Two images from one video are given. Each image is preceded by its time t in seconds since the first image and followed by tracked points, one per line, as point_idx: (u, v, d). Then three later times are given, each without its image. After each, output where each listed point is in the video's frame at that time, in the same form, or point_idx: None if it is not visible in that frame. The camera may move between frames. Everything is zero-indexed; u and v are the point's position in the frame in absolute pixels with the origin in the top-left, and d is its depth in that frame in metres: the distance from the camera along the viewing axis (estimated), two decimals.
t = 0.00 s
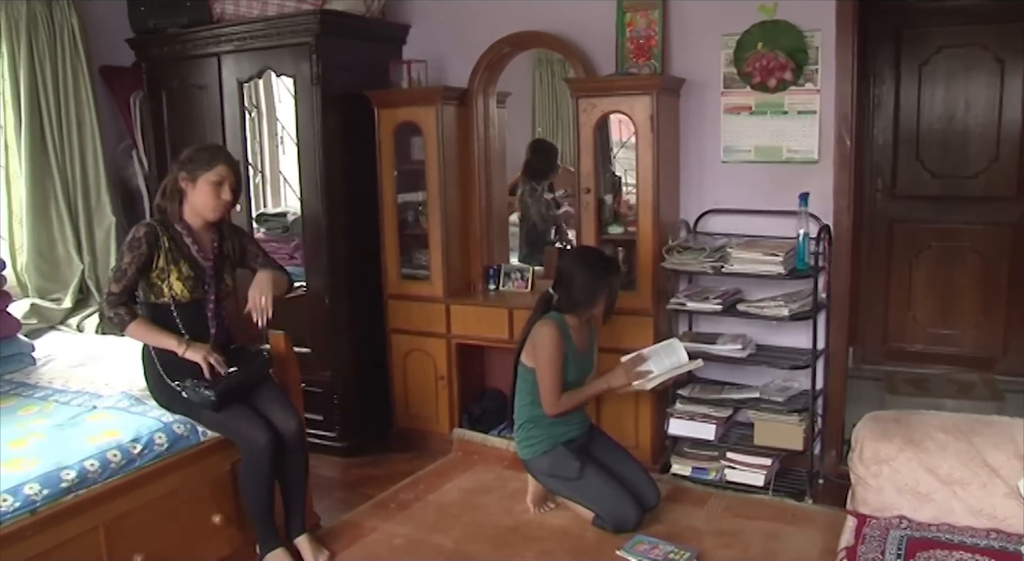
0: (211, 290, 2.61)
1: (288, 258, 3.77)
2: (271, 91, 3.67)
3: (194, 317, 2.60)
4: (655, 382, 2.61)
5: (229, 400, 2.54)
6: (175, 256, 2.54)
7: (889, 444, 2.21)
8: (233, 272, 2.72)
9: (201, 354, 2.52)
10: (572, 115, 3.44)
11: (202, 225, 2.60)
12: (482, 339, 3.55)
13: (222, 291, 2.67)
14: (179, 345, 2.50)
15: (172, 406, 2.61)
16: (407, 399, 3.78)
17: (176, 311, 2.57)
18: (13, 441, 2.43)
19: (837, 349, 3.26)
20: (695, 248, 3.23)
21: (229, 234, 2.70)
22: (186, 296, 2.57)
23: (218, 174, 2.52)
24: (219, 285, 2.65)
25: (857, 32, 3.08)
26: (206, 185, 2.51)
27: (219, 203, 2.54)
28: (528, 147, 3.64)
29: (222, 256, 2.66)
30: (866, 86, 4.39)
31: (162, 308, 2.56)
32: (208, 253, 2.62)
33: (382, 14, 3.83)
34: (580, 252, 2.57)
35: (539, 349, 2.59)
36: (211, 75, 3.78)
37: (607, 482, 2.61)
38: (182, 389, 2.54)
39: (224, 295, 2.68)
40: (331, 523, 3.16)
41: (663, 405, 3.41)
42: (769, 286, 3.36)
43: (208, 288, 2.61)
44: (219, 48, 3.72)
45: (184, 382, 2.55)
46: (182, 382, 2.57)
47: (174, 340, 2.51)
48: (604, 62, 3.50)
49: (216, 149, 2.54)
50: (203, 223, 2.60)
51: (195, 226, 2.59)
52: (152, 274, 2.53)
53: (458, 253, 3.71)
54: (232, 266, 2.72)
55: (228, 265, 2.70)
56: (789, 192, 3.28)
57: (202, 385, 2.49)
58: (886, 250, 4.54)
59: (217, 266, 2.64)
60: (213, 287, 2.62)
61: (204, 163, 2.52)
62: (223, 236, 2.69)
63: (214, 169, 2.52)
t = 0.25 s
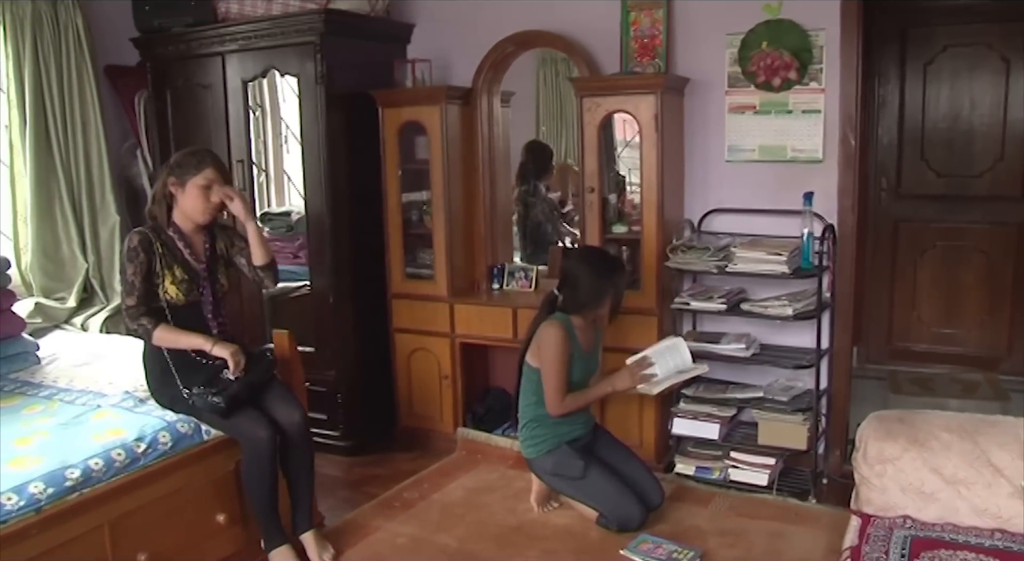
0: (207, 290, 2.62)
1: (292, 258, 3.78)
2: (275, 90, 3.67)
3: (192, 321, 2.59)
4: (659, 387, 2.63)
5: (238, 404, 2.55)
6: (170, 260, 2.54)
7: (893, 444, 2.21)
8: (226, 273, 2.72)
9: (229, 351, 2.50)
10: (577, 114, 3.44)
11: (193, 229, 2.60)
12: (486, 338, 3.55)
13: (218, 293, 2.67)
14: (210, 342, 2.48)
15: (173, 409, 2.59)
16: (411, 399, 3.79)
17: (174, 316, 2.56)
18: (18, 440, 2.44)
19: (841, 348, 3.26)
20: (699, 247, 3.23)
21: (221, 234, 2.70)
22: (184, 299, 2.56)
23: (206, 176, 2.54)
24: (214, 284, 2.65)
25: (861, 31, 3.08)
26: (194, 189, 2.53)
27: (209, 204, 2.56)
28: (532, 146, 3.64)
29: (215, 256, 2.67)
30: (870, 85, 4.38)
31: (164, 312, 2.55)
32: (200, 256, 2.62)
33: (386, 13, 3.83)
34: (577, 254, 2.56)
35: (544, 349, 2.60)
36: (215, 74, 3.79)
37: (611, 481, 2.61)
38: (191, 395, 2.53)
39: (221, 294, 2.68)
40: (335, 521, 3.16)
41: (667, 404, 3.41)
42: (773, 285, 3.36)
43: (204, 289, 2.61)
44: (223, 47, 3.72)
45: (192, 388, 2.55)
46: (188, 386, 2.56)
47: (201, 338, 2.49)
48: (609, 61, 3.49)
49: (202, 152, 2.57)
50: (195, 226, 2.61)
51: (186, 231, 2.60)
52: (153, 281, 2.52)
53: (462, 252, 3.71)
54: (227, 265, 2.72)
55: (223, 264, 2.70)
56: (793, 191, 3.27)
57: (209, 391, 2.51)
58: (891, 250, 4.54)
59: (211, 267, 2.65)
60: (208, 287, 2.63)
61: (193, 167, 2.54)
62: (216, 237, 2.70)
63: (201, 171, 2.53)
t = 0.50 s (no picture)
0: (204, 295, 2.63)
1: (292, 257, 3.78)
2: (275, 89, 3.67)
3: (191, 326, 2.60)
4: (658, 412, 2.66)
5: (236, 401, 2.55)
6: (169, 267, 2.55)
7: (894, 443, 2.21)
8: (223, 276, 2.73)
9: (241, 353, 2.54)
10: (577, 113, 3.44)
11: (191, 234, 2.61)
12: (487, 337, 3.55)
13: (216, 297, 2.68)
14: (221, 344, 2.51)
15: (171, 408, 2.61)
16: (411, 398, 3.78)
17: (174, 323, 2.57)
18: (19, 439, 2.44)
19: (842, 348, 3.26)
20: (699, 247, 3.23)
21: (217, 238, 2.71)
22: (182, 305, 2.57)
23: (200, 180, 2.55)
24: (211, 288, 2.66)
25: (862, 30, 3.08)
26: (189, 194, 2.54)
27: (206, 209, 2.57)
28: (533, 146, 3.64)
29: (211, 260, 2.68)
30: (871, 85, 4.38)
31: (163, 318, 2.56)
32: (197, 261, 2.63)
33: (386, 13, 3.83)
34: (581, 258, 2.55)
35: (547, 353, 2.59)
36: (216, 73, 3.79)
37: (611, 481, 2.61)
38: (188, 393, 2.55)
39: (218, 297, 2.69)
40: (335, 521, 3.16)
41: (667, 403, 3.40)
42: (773, 285, 3.36)
43: (201, 293, 2.62)
44: (224, 47, 3.72)
45: (189, 386, 2.56)
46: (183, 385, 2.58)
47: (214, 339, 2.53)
48: (609, 60, 3.49)
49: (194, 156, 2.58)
50: (192, 231, 2.62)
51: (183, 236, 2.60)
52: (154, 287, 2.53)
53: (463, 252, 3.71)
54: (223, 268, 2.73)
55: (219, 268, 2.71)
56: (794, 191, 3.27)
57: (207, 388, 2.53)
58: (891, 249, 4.54)
59: (209, 272, 2.66)
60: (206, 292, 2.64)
61: (189, 171, 2.55)
62: (212, 241, 2.70)
63: (196, 176, 2.54)
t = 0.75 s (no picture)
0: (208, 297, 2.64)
1: (292, 257, 3.78)
2: (275, 89, 3.67)
3: (193, 328, 2.60)
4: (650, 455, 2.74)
5: (236, 400, 2.55)
6: (174, 271, 2.55)
7: (893, 443, 2.21)
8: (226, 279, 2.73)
9: (236, 353, 2.53)
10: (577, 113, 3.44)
11: (196, 237, 2.62)
12: (487, 337, 3.55)
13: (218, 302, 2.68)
14: (213, 349, 2.51)
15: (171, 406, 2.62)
16: (411, 398, 3.79)
17: (175, 327, 2.58)
18: (18, 439, 2.44)
19: (841, 348, 3.26)
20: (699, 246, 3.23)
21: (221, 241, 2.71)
22: (186, 308, 2.58)
23: (197, 185, 2.55)
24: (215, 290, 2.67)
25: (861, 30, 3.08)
26: (188, 199, 2.55)
27: (206, 213, 2.57)
28: (532, 145, 3.64)
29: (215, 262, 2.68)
30: (871, 84, 4.38)
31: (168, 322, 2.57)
32: (202, 265, 2.63)
33: (386, 12, 3.83)
34: (612, 264, 2.46)
35: (563, 359, 2.56)
36: (215, 73, 3.79)
37: (610, 481, 2.62)
38: (187, 390, 2.55)
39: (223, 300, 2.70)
40: (335, 521, 3.16)
41: (667, 402, 3.41)
42: (773, 284, 3.36)
43: (206, 297, 2.63)
44: (223, 46, 3.72)
45: (189, 383, 2.57)
46: (183, 382, 2.58)
47: (207, 343, 2.52)
48: (609, 60, 3.49)
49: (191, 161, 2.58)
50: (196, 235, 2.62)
51: (189, 240, 2.61)
52: (159, 291, 2.54)
53: (462, 252, 3.71)
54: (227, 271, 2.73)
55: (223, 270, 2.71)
56: (793, 190, 3.27)
57: (206, 386, 2.53)
58: (890, 249, 4.55)
59: (212, 275, 2.66)
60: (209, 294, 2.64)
61: (184, 176, 2.56)
62: (218, 245, 2.70)
63: (195, 179, 2.55)
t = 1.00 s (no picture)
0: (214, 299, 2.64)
1: (292, 256, 3.78)
2: (275, 89, 3.67)
3: (198, 329, 2.61)
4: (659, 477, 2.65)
5: (237, 398, 2.56)
6: (183, 273, 2.55)
7: (893, 443, 2.21)
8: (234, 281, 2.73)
9: (235, 353, 2.54)
10: (577, 113, 3.44)
11: (204, 238, 2.62)
12: (487, 337, 3.55)
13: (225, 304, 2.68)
14: (212, 351, 2.52)
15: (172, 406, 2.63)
16: (411, 397, 3.78)
17: (180, 328, 2.58)
18: (18, 439, 2.44)
19: (841, 347, 3.26)
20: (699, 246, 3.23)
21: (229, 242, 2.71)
22: (193, 309, 2.58)
23: (199, 186, 2.55)
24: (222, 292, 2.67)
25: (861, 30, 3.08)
26: (191, 200, 2.54)
27: (209, 213, 2.56)
28: (532, 144, 3.64)
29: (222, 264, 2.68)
30: (870, 84, 4.38)
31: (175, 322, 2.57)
32: (210, 265, 2.63)
33: (385, 12, 3.83)
34: (648, 281, 2.28)
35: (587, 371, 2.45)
36: (215, 73, 3.79)
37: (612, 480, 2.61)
38: (188, 389, 2.56)
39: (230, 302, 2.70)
40: (335, 520, 3.16)
41: (667, 402, 3.41)
42: (773, 284, 3.35)
43: (212, 298, 2.63)
44: (223, 46, 3.72)
45: (189, 381, 2.58)
46: (184, 381, 2.60)
47: (208, 347, 2.53)
48: (609, 59, 3.49)
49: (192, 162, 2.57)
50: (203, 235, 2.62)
51: (197, 240, 2.61)
52: (167, 293, 2.54)
53: (463, 252, 3.71)
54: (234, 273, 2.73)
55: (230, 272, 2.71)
56: (793, 190, 3.27)
57: (208, 386, 2.54)
58: (890, 249, 4.54)
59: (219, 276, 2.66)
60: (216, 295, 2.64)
61: (185, 178, 2.55)
62: (226, 246, 2.70)
63: (196, 180, 2.55)
